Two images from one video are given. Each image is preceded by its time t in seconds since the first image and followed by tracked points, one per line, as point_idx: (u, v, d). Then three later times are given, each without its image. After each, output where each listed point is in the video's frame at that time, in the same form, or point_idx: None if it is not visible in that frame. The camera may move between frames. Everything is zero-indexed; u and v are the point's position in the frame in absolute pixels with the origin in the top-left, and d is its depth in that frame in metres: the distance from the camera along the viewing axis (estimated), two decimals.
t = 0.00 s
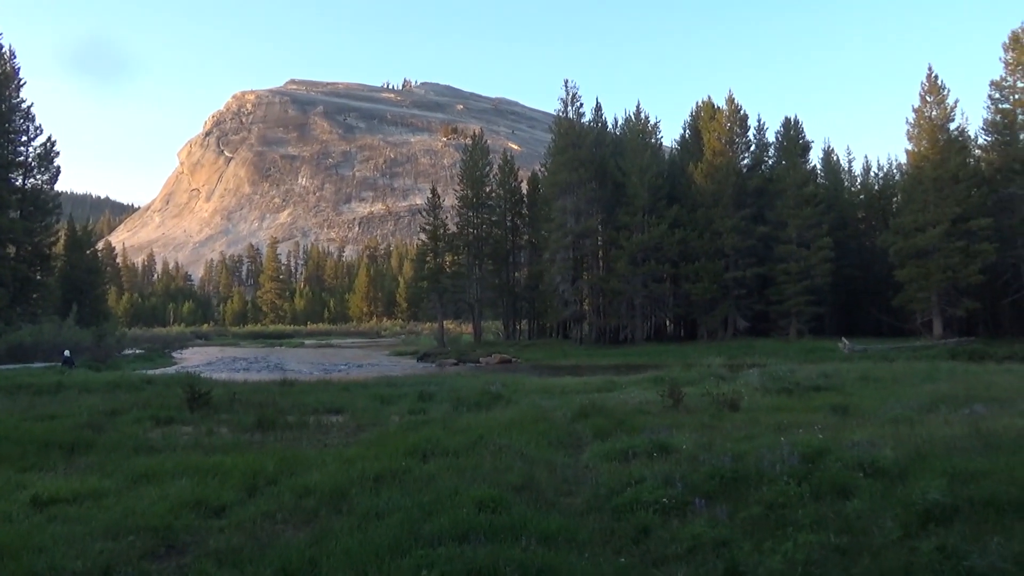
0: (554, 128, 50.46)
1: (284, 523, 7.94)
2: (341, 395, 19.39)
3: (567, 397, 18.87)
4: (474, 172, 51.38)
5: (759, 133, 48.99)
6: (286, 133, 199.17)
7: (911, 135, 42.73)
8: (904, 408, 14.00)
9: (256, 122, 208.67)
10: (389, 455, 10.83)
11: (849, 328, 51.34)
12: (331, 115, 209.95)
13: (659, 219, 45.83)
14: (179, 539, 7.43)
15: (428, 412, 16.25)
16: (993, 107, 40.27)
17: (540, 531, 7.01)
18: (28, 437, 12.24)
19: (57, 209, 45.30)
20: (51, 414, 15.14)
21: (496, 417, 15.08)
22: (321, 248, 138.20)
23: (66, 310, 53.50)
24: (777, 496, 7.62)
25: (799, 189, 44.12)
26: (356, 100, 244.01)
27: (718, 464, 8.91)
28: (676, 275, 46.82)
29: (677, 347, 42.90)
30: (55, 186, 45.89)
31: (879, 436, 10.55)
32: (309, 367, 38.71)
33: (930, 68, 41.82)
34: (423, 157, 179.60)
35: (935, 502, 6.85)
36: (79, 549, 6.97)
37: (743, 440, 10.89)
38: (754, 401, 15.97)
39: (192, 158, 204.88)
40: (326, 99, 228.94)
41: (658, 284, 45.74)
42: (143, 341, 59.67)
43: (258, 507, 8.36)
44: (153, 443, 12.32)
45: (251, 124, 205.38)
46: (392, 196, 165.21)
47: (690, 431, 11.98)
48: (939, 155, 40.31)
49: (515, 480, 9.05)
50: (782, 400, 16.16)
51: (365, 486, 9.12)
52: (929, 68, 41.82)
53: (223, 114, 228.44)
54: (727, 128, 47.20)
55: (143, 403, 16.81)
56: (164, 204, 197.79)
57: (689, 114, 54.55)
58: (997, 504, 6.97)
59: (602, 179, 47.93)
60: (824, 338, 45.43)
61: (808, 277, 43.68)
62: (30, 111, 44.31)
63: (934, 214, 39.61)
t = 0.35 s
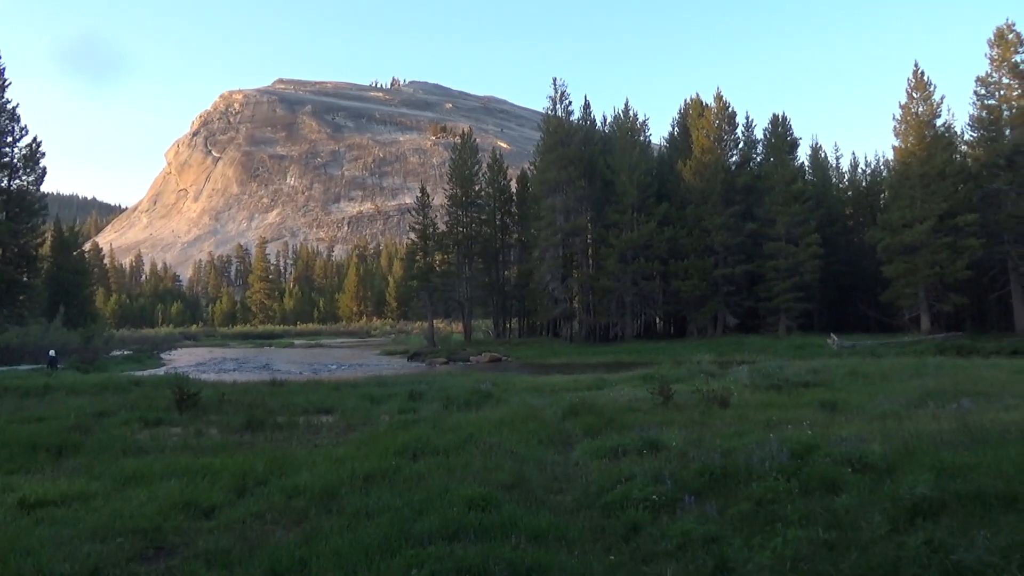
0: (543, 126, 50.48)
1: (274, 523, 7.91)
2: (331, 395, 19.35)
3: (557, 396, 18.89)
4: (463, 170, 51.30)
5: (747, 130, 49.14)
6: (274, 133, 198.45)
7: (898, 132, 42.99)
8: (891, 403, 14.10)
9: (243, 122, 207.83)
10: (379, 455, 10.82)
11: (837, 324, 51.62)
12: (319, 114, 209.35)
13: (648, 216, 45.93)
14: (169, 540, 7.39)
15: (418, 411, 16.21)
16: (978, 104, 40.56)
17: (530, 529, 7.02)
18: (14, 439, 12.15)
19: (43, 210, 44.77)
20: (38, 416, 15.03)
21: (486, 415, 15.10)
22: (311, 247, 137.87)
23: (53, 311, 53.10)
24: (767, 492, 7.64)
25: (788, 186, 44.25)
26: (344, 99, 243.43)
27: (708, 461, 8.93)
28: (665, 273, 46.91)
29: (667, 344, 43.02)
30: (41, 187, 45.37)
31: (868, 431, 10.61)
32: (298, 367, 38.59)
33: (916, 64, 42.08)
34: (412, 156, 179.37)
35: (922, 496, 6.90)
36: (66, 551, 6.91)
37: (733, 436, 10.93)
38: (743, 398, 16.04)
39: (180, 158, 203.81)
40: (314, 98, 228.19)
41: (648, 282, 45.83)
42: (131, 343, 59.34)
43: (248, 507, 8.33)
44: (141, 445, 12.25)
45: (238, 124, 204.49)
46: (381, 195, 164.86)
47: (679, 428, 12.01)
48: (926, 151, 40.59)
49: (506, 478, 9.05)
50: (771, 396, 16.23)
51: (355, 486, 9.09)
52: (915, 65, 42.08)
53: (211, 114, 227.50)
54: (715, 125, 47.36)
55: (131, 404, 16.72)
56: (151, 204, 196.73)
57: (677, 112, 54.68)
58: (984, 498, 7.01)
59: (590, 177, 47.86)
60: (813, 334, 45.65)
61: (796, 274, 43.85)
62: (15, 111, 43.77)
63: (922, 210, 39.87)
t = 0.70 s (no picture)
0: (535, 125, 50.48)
1: (266, 524, 7.89)
2: (323, 395, 19.30)
3: (549, 395, 18.89)
4: (455, 169, 51.24)
5: (739, 129, 49.24)
6: (265, 132, 197.81)
7: (888, 130, 43.18)
8: (882, 400, 14.16)
9: (234, 121, 207.06)
10: (371, 455, 10.79)
11: (829, 321, 51.78)
12: (310, 113, 208.85)
13: (640, 215, 46.00)
14: (159, 541, 7.35)
15: (410, 411, 16.20)
16: (968, 102, 40.75)
17: (521, 528, 7.01)
18: (3, 441, 12.06)
19: (33, 210, 44.22)
20: (28, 417, 14.95)
21: (479, 414, 15.10)
22: (302, 247, 137.57)
23: (43, 312, 52.75)
24: (758, 490, 7.66)
25: (779, 184, 44.35)
26: (336, 99, 242.91)
27: (700, 458, 8.95)
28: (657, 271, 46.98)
29: (659, 343, 43.10)
30: (30, 186, 44.78)
31: (859, 429, 10.65)
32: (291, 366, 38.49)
33: (906, 63, 42.26)
34: (404, 155, 179.14)
35: (912, 493, 6.93)
36: (56, 553, 6.87)
37: (724, 434, 10.96)
38: (735, 396, 16.07)
39: (170, 158, 203.00)
40: (306, 97, 227.58)
41: (640, 280, 45.87)
42: (122, 344, 59.08)
43: (239, 508, 8.30)
44: (132, 446, 12.19)
45: (229, 123, 203.77)
46: (373, 194, 164.54)
47: (672, 427, 12.02)
48: (916, 150, 40.78)
49: (498, 477, 9.06)
50: (763, 393, 16.28)
51: (347, 485, 9.07)
52: (905, 64, 42.26)
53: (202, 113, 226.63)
54: (707, 124, 47.46)
55: (122, 405, 16.65)
56: (141, 204, 195.86)
57: (669, 111, 54.75)
58: (973, 495, 7.04)
59: (582, 176, 47.83)
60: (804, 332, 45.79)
61: (788, 272, 43.97)
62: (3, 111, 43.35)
63: (912, 208, 40.05)
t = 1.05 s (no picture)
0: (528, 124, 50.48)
1: (260, 523, 7.88)
2: (316, 394, 19.25)
3: (543, 394, 18.86)
4: (449, 168, 51.35)
5: (732, 128, 49.37)
6: (259, 132, 197.30)
7: (881, 129, 43.33)
8: (875, 399, 14.21)
9: (227, 120, 206.48)
10: (365, 454, 10.78)
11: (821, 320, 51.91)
12: (303, 113, 208.37)
13: (633, 214, 46.08)
14: (152, 542, 7.33)
15: (404, 411, 16.18)
16: (960, 102, 40.91)
17: (515, 527, 7.01)
18: None
19: (25, 210, 43.74)
20: (20, 418, 14.86)
21: (472, 414, 15.10)
22: (296, 246, 137.34)
23: (35, 312, 52.52)
24: (752, 489, 7.68)
25: (772, 184, 44.43)
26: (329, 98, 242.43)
27: (693, 458, 8.97)
28: (651, 270, 47.03)
29: (653, 342, 43.11)
30: (22, 185, 44.28)
31: (852, 427, 10.68)
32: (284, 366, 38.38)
33: (898, 62, 42.41)
34: (397, 155, 179.00)
35: (904, 491, 6.96)
36: (49, 554, 6.83)
37: (717, 433, 10.98)
38: (728, 395, 16.10)
39: (163, 157, 202.32)
40: (299, 97, 227.08)
41: (633, 279, 45.91)
42: (115, 343, 58.82)
43: (233, 508, 8.29)
44: (124, 446, 12.14)
45: (222, 122, 203.16)
46: (366, 193, 164.31)
47: (665, 426, 12.04)
48: (908, 149, 40.94)
49: (492, 476, 9.06)
50: (757, 392, 16.32)
51: (340, 485, 9.06)
52: (897, 63, 42.41)
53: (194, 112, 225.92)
54: (700, 123, 47.59)
55: (114, 405, 16.59)
56: (134, 203, 195.06)
57: (662, 110, 54.86)
58: (965, 493, 7.07)
59: (576, 175, 47.86)
60: (797, 331, 45.89)
61: (781, 271, 44.06)
62: None
63: (904, 207, 40.18)
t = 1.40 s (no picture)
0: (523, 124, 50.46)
1: (255, 524, 7.86)
2: (312, 395, 19.25)
3: (538, 393, 18.86)
4: (444, 168, 51.27)
5: (727, 128, 49.40)
6: (253, 132, 196.94)
7: (875, 128, 43.41)
8: (870, 398, 14.24)
9: (222, 120, 206.05)
10: (361, 455, 10.77)
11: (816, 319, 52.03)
12: (298, 113, 208.04)
13: (628, 214, 46.10)
14: (147, 543, 7.30)
15: (399, 411, 16.17)
16: (953, 101, 41.02)
17: (510, 528, 7.01)
18: None
19: (19, 210, 43.59)
20: (14, 419, 14.82)
21: (468, 414, 15.09)
22: (291, 247, 137.19)
23: (29, 313, 52.31)
24: (747, 488, 7.69)
25: (766, 183, 44.50)
26: (324, 97, 242.13)
27: (688, 457, 8.97)
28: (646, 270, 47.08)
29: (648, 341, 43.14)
30: (16, 186, 44.11)
31: (846, 426, 10.69)
32: (280, 366, 38.29)
33: (892, 62, 42.48)
34: (392, 155, 178.90)
35: (899, 490, 6.98)
36: (43, 556, 6.81)
37: (712, 432, 11.00)
38: (723, 394, 16.11)
39: (157, 157, 201.79)
40: (294, 97, 226.67)
41: (628, 279, 45.95)
42: (110, 344, 58.62)
43: (228, 508, 8.27)
44: (119, 447, 12.11)
45: (217, 122, 202.74)
46: (361, 193, 164.22)
47: (661, 425, 12.06)
48: (902, 148, 41.04)
49: (487, 476, 9.06)
50: (752, 392, 16.36)
51: (336, 486, 9.05)
52: (891, 62, 42.47)
53: (189, 112, 225.21)
54: (695, 123, 47.65)
55: (109, 406, 16.56)
56: (128, 204, 194.45)
57: (657, 110, 54.89)
58: (959, 492, 7.09)
59: (571, 175, 47.85)
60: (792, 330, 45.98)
61: (776, 270, 44.13)
62: None
63: (899, 206, 40.26)
